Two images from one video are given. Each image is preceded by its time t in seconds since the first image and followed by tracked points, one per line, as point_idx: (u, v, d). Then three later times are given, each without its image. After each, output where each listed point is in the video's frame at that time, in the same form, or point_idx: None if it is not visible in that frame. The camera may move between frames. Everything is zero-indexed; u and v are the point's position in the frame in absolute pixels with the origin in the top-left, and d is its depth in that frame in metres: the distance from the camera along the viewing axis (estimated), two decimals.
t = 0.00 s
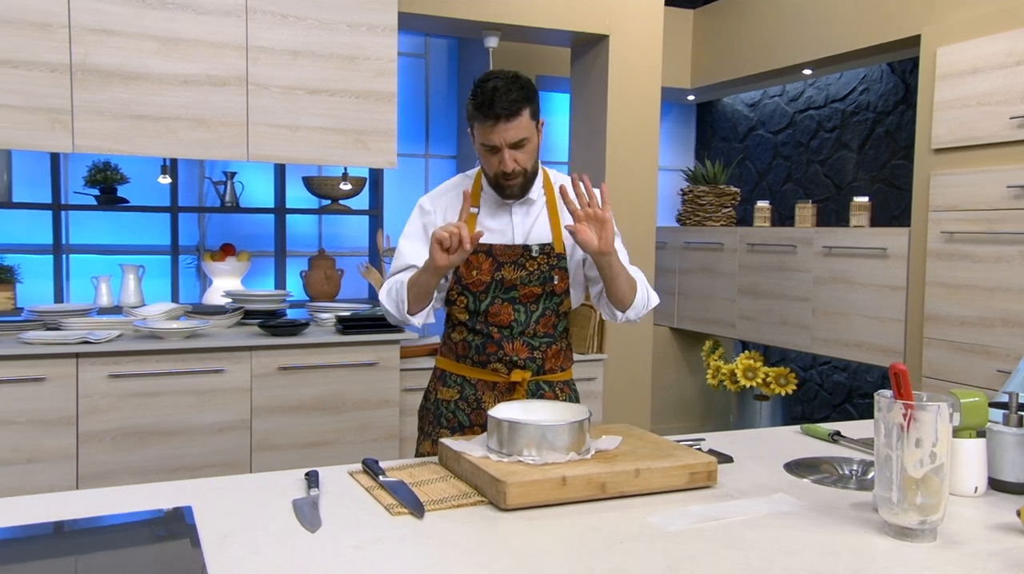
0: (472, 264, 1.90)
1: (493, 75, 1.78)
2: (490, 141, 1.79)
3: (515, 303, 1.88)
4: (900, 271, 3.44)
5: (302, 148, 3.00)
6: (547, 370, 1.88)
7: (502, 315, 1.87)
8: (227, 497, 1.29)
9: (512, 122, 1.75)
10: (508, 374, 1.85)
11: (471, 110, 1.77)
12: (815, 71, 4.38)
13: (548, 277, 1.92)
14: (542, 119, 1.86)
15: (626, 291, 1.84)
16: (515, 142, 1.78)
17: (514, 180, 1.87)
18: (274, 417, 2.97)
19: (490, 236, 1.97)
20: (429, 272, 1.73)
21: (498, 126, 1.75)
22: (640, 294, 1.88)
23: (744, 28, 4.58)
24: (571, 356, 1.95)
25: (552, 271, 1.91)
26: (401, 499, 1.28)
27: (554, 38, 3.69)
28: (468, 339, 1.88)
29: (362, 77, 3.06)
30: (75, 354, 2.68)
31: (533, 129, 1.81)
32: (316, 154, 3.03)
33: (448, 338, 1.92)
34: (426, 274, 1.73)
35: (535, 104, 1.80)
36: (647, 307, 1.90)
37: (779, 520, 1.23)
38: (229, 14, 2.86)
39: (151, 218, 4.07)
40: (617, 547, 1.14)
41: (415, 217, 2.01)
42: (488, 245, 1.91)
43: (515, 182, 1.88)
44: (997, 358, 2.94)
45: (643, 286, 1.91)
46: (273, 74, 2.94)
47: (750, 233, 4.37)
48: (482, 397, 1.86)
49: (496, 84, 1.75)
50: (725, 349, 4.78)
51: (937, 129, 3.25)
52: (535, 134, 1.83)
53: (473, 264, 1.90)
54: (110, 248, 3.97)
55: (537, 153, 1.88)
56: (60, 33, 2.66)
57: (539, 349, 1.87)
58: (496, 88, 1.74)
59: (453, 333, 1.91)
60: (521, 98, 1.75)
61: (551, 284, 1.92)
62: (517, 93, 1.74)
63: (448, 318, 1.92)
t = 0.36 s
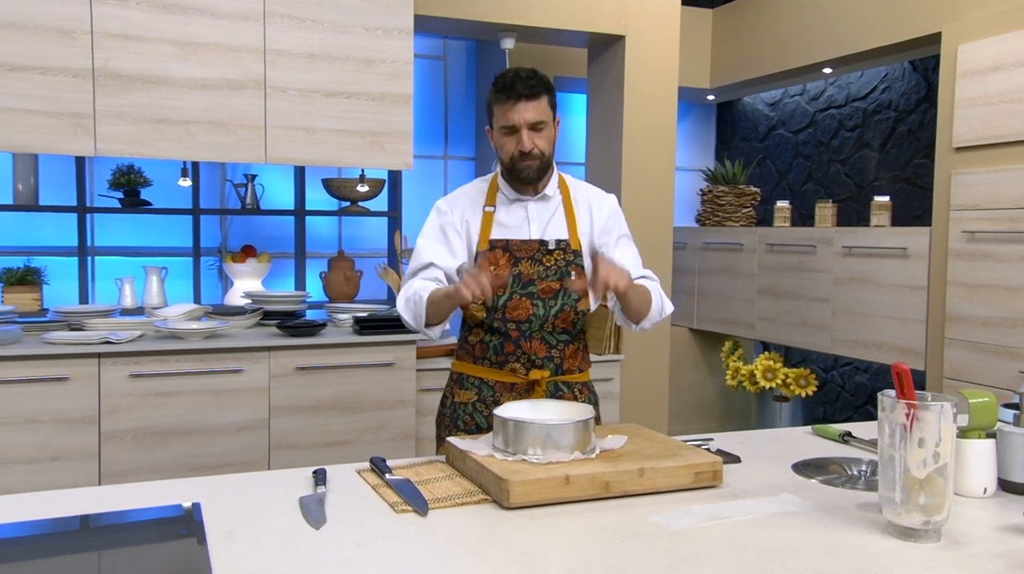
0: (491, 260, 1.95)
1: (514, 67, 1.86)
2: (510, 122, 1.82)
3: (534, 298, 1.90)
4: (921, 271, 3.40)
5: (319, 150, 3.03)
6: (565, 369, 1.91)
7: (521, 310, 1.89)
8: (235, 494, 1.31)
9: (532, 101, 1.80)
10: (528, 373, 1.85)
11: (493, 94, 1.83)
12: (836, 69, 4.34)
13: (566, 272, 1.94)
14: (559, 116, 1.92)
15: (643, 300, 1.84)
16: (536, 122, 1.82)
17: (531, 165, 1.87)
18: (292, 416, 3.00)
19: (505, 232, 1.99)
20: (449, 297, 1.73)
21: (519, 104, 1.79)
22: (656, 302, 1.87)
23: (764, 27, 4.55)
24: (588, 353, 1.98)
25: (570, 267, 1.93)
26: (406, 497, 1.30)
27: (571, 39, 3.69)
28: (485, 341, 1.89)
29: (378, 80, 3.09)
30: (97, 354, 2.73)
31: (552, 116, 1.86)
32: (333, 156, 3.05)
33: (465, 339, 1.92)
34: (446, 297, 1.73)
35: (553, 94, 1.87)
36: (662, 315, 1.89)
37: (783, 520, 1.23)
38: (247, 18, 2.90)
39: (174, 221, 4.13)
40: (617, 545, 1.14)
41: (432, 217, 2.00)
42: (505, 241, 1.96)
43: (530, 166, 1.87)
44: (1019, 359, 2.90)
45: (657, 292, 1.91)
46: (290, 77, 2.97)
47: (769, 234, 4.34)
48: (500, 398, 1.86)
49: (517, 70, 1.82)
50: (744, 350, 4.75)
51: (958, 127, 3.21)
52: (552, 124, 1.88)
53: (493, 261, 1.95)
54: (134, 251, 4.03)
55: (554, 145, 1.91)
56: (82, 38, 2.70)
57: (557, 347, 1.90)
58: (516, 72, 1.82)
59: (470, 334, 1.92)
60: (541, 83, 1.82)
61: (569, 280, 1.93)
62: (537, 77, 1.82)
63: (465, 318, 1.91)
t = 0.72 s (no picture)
0: (514, 244, 1.93)
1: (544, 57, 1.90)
2: (542, 100, 1.83)
3: (558, 284, 1.89)
4: (942, 272, 3.36)
5: (336, 152, 3.06)
6: (587, 361, 1.87)
7: (543, 296, 1.88)
8: (241, 492, 1.33)
9: (562, 80, 1.82)
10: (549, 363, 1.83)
11: (523, 78, 1.86)
12: (857, 69, 4.30)
13: (590, 259, 1.92)
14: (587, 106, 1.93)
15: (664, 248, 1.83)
16: (568, 99, 1.83)
17: (561, 145, 1.86)
18: (308, 415, 3.02)
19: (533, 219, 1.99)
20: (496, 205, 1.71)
21: (549, 83, 1.81)
22: (680, 261, 1.86)
23: (784, 27, 4.52)
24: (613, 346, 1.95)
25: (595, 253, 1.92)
26: (408, 495, 1.30)
27: (588, 40, 3.69)
28: (505, 332, 1.87)
29: (393, 81, 3.11)
30: (117, 353, 2.77)
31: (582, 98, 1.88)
32: (349, 157, 3.07)
33: (487, 332, 1.92)
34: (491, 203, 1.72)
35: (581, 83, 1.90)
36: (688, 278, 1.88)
37: (786, 521, 1.22)
38: (264, 21, 2.93)
39: (194, 222, 4.18)
40: (617, 545, 1.14)
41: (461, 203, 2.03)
42: (530, 227, 1.93)
43: (562, 145, 1.86)
44: None
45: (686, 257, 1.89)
46: (307, 79, 3.00)
47: (789, 235, 4.31)
48: (521, 390, 1.84)
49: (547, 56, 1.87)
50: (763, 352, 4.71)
51: (979, 127, 3.17)
52: (582, 110, 1.89)
53: (516, 246, 1.93)
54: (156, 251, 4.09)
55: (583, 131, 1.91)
56: (103, 42, 2.75)
57: (578, 336, 1.87)
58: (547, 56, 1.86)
59: (492, 327, 1.91)
60: (571, 67, 1.85)
61: (593, 268, 1.92)
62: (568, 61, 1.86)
63: (488, 307, 1.92)
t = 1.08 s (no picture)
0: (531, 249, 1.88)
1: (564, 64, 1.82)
2: (561, 116, 1.77)
3: (575, 288, 1.86)
4: (959, 272, 3.31)
5: (346, 150, 3.06)
6: (605, 362, 1.85)
7: (560, 299, 1.86)
8: (240, 488, 1.32)
9: (583, 97, 1.75)
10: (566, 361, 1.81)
11: (543, 90, 1.79)
12: (873, 66, 4.25)
13: (608, 263, 1.87)
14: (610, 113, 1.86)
15: (658, 279, 1.72)
16: (587, 117, 1.76)
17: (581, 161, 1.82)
18: (318, 413, 3.03)
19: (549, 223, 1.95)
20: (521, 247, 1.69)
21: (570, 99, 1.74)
22: (676, 286, 1.75)
23: (799, 24, 4.48)
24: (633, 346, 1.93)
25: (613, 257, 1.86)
26: (406, 492, 1.29)
27: (600, 38, 3.67)
28: (523, 331, 1.87)
29: (404, 80, 3.11)
30: (128, 349, 2.78)
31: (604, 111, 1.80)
32: (359, 155, 3.07)
33: (506, 331, 1.92)
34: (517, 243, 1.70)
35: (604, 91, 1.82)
36: (690, 304, 1.79)
37: (788, 521, 1.20)
38: (275, 19, 2.94)
39: (208, 220, 4.21)
40: (614, 544, 1.13)
41: (481, 208, 2.00)
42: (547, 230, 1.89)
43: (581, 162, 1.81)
44: None
45: (688, 280, 1.80)
46: (318, 76, 3.01)
47: (804, 234, 4.26)
48: (538, 389, 1.83)
49: (568, 65, 1.78)
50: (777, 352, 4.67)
51: (997, 124, 3.12)
52: (603, 121, 1.82)
53: (534, 250, 1.88)
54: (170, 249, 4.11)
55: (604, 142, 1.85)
56: (116, 41, 2.77)
57: (596, 337, 1.84)
58: (568, 66, 1.77)
59: (510, 327, 1.91)
60: (593, 79, 1.77)
61: (612, 270, 1.87)
62: (589, 72, 1.78)
63: (506, 308, 1.91)
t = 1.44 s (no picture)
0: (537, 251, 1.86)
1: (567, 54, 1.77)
2: (564, 111, 1.74)
3: (580, 288, 1.83)
4: (971, 270, 3.26)
5: (350, 147, 3.04)
6: (612, 361, 1.81)
7: (566, 299, 1.83)
8: (233, 487, 1.31)
9: (588, 91, 1.71)
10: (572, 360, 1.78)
11: (546, 84, 1.75)
12: (886, 61, 4.19)
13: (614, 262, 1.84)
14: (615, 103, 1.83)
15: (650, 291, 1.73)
16: (592, 111, 1.73)
17: (586, 156, 1.80)
18: (322, 411, 3.02)
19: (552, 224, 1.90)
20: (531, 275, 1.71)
21: (574, 94, 1.71)
22: (673, 297, 1.75)
23: (811, 20, 4.43)
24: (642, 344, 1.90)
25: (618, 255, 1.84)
26: (400, 493, 1.27)
27: (607, 34, 3.63)
28: (529, 331, 1.85)
29: (409, 76, 3.09)
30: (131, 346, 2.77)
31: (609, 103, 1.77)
32: (363, 152, 3.05)
33: (513, 332, 1.89)
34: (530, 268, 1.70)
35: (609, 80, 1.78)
36: (687, 314, 1.78)
37: (789, 524, 1.17)
38: (279, 15, 2.92)
39: (215, 217, 4.21)
40: (609, 546, 1.10)
41: (485, 211, 1.96)
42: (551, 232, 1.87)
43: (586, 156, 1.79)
44: None
45: (684, 289, 1.77)
46: (322, 73, 2.99)
47: (814, 232, 4.21)
48: (543, 390, 1.80)
49: (572, 58, 1.74)
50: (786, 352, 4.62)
51: (1011, 120, 3.07)
52: (609, 112, 1.79)
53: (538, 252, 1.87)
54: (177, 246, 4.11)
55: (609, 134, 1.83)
56: (119, 37, 2.76)
57: (602, 337, 1.81)
58: (571, 59, 1.73)
59: (517, 327, 1.88)
60: (598, 71, 1.73)
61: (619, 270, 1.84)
62: (593, 63, 1.73)
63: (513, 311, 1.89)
